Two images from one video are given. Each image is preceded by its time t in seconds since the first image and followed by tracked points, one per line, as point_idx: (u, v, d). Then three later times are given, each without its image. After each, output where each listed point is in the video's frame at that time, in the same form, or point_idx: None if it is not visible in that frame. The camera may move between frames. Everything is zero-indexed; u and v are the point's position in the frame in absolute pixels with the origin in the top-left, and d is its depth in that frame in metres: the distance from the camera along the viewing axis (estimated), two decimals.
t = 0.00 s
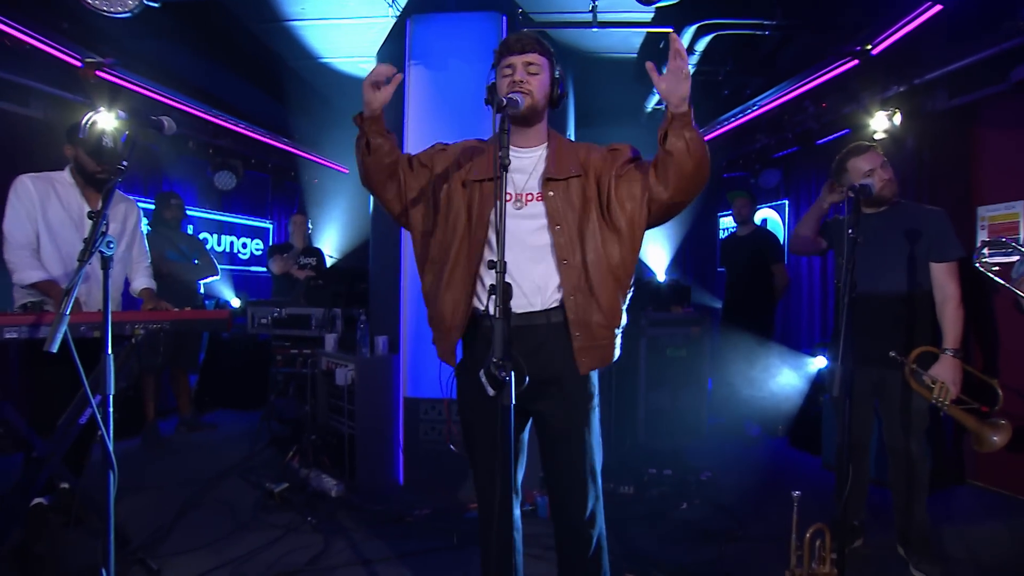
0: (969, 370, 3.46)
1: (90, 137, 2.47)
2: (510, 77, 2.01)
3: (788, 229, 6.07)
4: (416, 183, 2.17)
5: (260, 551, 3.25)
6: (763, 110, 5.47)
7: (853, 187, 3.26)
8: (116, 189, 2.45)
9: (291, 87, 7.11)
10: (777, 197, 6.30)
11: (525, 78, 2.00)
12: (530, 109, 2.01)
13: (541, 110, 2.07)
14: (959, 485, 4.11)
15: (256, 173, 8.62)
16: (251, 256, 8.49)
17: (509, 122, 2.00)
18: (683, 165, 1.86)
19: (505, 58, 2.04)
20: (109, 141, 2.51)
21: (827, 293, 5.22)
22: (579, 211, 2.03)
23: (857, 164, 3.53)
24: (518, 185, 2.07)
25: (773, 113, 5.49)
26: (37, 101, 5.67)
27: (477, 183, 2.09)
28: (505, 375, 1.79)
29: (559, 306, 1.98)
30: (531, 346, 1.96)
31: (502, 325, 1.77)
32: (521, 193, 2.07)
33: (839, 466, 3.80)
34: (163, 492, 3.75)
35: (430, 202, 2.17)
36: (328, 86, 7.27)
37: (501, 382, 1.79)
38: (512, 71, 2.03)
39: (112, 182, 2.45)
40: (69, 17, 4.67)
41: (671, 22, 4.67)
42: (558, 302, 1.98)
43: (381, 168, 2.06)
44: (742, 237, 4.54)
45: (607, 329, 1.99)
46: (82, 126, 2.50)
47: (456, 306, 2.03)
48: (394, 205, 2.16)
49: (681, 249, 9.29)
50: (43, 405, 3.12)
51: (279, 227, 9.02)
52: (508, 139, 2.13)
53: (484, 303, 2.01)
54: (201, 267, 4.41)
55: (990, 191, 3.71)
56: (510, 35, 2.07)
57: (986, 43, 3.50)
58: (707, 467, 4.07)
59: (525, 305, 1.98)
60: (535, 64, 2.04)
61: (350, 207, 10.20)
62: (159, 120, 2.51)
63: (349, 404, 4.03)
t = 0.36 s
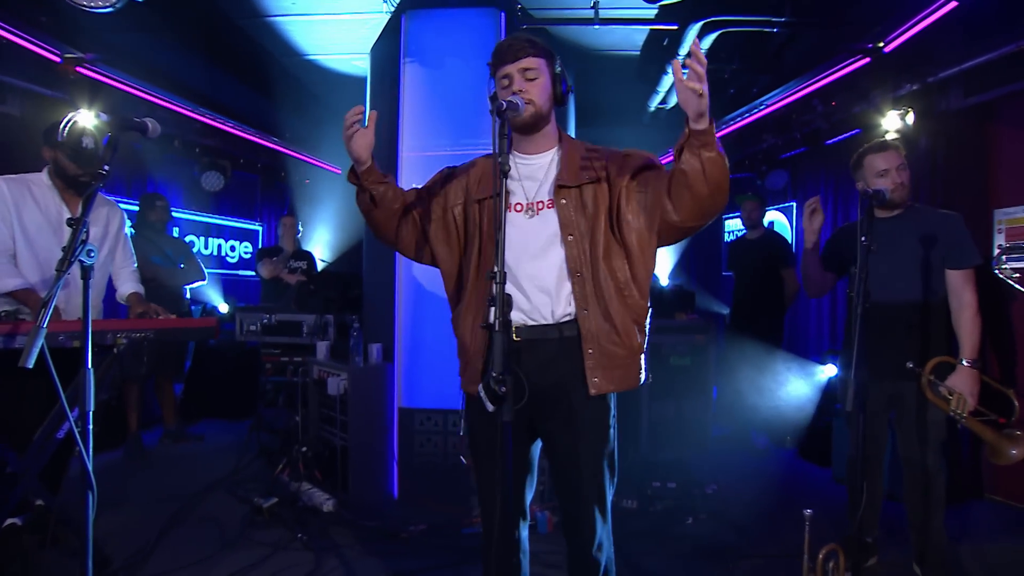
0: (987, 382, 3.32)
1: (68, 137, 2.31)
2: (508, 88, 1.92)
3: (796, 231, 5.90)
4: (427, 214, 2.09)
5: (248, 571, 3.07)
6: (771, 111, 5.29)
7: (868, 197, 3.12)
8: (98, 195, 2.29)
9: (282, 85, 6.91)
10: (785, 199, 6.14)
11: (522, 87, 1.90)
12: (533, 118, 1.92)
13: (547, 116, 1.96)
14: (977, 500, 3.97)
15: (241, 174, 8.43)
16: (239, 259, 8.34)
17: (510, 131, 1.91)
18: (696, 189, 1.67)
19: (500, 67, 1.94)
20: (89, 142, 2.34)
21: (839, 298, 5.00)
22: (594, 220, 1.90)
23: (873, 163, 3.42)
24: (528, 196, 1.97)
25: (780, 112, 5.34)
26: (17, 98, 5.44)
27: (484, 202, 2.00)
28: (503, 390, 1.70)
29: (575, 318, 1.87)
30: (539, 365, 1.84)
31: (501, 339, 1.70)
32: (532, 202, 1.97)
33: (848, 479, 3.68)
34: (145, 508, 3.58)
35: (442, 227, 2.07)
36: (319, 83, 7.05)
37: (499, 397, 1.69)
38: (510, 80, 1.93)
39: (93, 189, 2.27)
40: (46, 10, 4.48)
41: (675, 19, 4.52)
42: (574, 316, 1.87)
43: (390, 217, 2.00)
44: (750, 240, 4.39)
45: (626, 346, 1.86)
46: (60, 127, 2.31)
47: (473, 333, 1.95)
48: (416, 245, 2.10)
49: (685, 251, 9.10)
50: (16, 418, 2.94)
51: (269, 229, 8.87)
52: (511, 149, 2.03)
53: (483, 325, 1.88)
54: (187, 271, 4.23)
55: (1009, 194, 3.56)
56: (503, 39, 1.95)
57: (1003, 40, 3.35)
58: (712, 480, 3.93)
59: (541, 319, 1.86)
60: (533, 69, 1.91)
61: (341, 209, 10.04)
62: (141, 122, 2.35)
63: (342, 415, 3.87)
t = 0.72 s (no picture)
0: (1008, 392, 3.19)
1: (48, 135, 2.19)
2: (508, 85, 1.80)
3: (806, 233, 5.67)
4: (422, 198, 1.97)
5: None
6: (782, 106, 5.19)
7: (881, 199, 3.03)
8: (77, 198, 2.12)
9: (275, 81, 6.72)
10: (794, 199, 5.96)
11: (521, 83, 1.77)
12: (533, 115, 1.78)
13: (548, 112, 1.81)
14: (996, 514, 3.81)
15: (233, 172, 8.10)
16: (228, 260, 8.01)
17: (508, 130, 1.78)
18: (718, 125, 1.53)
19: (500, 65, 1.83)
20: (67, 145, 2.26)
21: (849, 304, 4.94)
22: (608, 208, 1.73)
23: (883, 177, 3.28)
24: (531, 194, 1.82)
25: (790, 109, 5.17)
26: None
27: (486, 200, 1.86)
28: (502, 404, 1.59)
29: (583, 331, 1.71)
30: (542, 378, 1.70)
31: (499, 349, 1.59)
32: (536, 200, 1.82)
33: (861, 492, 3.54)
34: (127, 521, 3.41)
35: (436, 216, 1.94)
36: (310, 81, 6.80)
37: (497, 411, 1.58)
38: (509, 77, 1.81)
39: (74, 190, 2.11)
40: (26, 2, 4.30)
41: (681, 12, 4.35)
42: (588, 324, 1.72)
43: (393, 183, 1.94)
44: (762, 242, 4.24)
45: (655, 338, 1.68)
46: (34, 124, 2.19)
47: (466, 327, 1.80)
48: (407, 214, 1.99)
49: (689, 252, 8.90)
50: None
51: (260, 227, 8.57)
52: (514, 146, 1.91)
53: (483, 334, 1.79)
54: (174, 273, 4.06)
55: None
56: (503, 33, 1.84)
57: None
58: (719, 492, 3.78)
59: (548, 327, 1.71)
60: (535, 65, 1.79)
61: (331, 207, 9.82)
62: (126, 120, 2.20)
63: (334, 423, 3.72)
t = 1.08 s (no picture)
0: None
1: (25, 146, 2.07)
2: (505, 86, 1.72)
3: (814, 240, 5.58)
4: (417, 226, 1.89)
5: None
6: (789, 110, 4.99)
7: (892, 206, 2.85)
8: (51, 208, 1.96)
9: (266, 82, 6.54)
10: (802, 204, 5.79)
11: (519, 86, 1.70)
12: (531, 121, 1.71)
13: (546, 118, 1.74)
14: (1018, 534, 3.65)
15: (221, 175, 7.94)
16: (215, 267, 7.73)
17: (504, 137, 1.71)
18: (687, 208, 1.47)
19: (496, 65, 1.74)
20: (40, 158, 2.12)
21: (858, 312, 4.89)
22: (593, 235, 1.67)
23: (897, 181, 3.12)
24: (522, 207, 1.74)
25: (798, 111, 5.02)
26: None
27: (473, 215, 1.80)
28: (499, 424, 1.49)
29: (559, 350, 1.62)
30: (533, 397, 1.60)
31: (495, 367, 1.51)
32: (527, 214, 1.73)
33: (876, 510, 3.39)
34: (104, 541, 3.23)
35: (430, 239, 1.88)
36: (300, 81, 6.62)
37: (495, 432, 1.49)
38: (506, 78, 1.73)
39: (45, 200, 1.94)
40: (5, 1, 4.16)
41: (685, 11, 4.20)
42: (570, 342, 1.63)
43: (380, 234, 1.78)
44: (772, 249, 4.10)
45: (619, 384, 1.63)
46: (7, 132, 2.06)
47: (457, 353, 1.79)
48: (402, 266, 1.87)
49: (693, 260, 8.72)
50: None
51: (250, 233, 8.36)
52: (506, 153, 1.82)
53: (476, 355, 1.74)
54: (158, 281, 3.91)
55: None
56: (500, 30, 1.75)
57: None
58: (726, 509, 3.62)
59: (536, 344, 1.62)
60: (533, 67, 1.71)
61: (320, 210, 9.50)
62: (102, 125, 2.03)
63: (325, 437, 3.56)
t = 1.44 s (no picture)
0: None
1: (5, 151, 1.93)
2: (487, 86, 1.73)
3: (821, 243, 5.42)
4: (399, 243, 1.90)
5: None
6: (792, 110, 4.91)
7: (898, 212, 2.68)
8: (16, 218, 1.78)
9: (250, 78, 6.30)
10: (809, 207, 5.64)
11: (501, 85, 1.71)
12: (518, 121, 1.71)
13: (530, 120, 1.76)
14: None
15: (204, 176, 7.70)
16: (198, 271, 7.52)
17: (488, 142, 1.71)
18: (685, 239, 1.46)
19: (478, 64, 1.76)
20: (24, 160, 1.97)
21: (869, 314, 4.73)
22: (576, 247, 1.68)
23: (906, 186, 2.94)
24: (506, 216, 1.75)
25: (802, 111, 4.88)
26: None
27: (454, 227, 1.79)
28: (492, 441, 1.48)
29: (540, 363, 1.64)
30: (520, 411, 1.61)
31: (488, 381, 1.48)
32: (511, 223, 1.75)
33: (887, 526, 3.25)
34: (73, 564, 3.05)
35: (414, 259, 1.86)
36: (285, 77, 6.38)
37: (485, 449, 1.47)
38: (488, 77, 1.75)
39: (9, 207, 1.77)
40: None
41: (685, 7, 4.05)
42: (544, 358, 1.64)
43: (358, 264, 1.78)
44: (776, 253, 3.96)
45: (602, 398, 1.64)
46: None
47: (442, 368, 1.72)
48: (390, 289, 1.88)
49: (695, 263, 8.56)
50: None
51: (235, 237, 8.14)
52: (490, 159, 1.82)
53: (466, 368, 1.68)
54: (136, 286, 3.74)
55: None
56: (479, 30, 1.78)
57: None
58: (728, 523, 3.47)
59: (519, 354, 1.64)
60: (514, 68, 1.72)
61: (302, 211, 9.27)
62: (73, 127, 1.81)
63: (311, 451, 3.40)
